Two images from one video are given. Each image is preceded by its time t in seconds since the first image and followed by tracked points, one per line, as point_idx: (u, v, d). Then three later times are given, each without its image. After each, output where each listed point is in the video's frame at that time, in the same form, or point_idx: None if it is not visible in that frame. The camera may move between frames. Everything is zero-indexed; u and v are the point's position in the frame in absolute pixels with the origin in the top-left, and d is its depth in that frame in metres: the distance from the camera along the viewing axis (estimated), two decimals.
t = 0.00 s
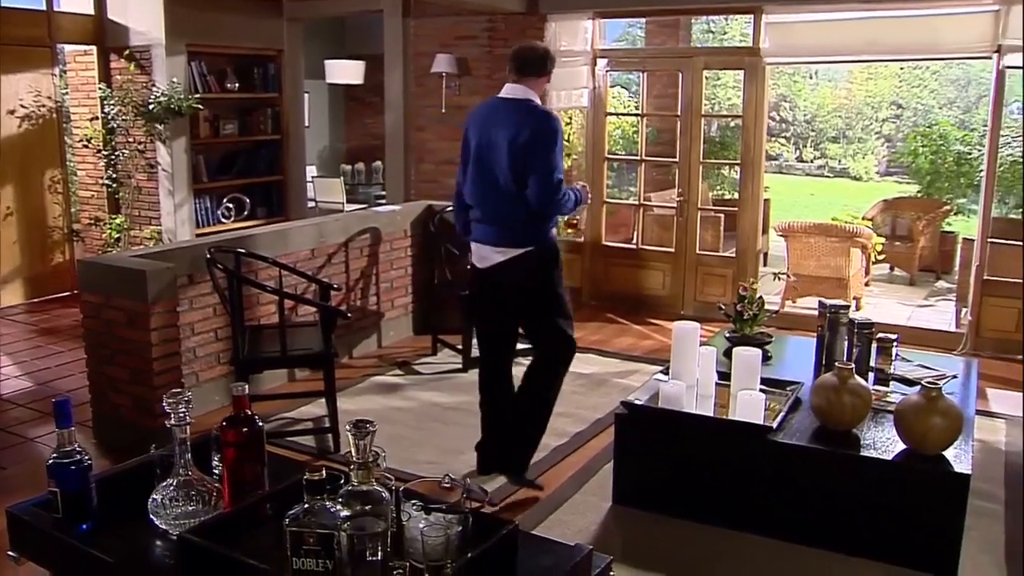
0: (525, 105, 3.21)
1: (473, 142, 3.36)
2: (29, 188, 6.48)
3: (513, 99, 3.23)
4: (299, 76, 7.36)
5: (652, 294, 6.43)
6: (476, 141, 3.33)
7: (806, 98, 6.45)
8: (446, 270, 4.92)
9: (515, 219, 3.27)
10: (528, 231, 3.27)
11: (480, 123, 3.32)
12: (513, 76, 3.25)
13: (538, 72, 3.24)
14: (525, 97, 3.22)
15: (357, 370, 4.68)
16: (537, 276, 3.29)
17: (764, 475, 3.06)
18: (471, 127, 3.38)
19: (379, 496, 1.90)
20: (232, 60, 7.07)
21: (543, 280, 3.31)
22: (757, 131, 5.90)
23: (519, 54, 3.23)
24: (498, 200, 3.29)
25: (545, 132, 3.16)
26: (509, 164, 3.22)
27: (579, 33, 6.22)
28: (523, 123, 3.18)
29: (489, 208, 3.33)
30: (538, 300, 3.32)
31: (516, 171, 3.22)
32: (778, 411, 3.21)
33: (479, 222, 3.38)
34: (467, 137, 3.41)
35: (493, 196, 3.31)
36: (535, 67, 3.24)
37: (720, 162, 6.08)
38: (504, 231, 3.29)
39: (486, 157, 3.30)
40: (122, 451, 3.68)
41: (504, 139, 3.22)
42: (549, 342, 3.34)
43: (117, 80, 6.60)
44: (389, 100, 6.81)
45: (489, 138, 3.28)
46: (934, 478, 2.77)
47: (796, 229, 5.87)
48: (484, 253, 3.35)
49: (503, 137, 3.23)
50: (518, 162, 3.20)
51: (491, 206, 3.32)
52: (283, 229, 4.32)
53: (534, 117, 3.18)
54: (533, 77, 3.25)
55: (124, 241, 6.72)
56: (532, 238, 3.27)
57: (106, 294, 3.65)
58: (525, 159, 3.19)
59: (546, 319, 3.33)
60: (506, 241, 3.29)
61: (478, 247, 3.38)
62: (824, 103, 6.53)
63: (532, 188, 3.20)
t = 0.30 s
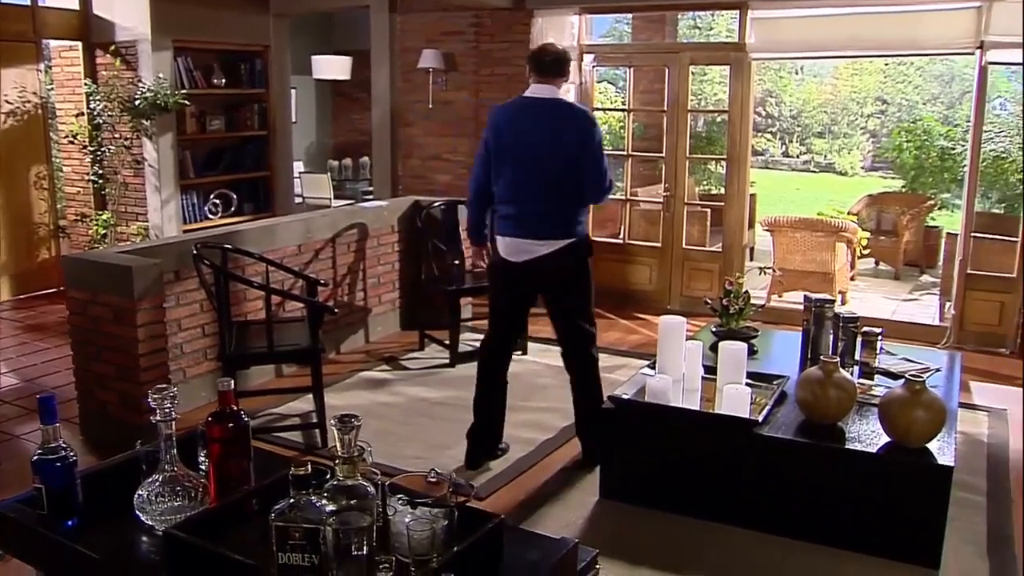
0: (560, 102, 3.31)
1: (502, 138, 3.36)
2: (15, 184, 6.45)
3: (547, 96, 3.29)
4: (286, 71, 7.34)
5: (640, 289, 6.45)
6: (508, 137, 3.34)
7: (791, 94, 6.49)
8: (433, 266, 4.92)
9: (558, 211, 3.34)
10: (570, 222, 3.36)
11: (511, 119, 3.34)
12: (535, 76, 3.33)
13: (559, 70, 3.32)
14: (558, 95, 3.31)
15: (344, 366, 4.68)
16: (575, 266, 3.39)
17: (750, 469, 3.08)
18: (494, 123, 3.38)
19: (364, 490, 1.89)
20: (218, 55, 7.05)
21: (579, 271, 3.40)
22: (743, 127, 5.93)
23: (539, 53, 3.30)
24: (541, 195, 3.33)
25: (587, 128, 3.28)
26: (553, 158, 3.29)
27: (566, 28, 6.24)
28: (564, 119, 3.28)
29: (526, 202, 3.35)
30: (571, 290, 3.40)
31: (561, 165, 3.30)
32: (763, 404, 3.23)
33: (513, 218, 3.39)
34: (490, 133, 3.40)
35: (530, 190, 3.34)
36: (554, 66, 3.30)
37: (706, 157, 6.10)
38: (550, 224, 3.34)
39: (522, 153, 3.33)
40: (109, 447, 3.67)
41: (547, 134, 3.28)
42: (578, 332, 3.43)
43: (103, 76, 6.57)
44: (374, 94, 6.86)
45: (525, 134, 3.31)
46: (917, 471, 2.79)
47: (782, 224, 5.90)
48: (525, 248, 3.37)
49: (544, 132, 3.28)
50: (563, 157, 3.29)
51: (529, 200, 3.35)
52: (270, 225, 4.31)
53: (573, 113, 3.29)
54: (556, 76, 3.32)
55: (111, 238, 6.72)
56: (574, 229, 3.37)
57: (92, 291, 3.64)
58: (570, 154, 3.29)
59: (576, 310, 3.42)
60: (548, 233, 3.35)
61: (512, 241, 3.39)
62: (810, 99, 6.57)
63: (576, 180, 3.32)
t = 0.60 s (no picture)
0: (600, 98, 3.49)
1: (550, 131, 3.49)
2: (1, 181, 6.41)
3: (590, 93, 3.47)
4: (274, 67, 7.33)
5: (629, 284, 6.46)
6: (555, 131, 3.48)
7: (780, 89, 6.47)
8: (422, 261, 4.92)
9: (602, 201, 3.53)
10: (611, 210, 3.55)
11: (557, 114, 3.48)
12: (574, 75, 3.53)
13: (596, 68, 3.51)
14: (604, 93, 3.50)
15: (333, 362, 4.68)
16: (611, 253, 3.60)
17: (739, 464, 3.09)
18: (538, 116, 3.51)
19: (351, 486, 1.88)
20: (206, 52, 7.03)
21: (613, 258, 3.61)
22: (731, 123, 5.95)
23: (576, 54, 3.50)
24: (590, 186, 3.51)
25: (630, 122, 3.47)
26: (604, 152, 3.47)
27: (553, 24, 6.19)
28: (613, 115, 3.46)
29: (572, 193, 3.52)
30: (604, 276, 3.59)
31: (606, 157, 3.48)
32: (751, 399, 3.25)
33: (560, 209, 3.54)
34: (533, 126, 3.52)
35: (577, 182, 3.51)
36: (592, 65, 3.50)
37: (694, 153, 6.11)
38: (597, 214, 3.54)
39: (569, 145, 3.49)
40: (97, 444, 3.66)
41: (595, 128, 3.45)
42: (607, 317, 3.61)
43: (89, 72, 6.54)
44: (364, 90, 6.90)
45: (572, 128, 3.47)
46: (904, 465, 2.81)
47: (770, 219, 5.90)
48: (570, 236, 3.56)
49: (592, 127, 3.45)
50: (610, 150, 3.47)
51: (575, 191, 3.52)
52: (259, 221, 4.31)
53: (616, 108, 3.47)
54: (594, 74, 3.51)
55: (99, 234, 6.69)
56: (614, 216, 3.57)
57: (79, 287, 3.64)
58: (616, 147, 3.47)
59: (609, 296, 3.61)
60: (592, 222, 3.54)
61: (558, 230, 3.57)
62: (797, 94, 6.55)
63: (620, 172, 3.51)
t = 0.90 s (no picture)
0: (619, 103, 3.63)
1: (575, 131, 3.59)
2: None
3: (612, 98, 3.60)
4: (264, 63, 7.32)
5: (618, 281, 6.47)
6: (580, 132, 3.59)
7: (769, 85, 6.39)
8: (413, 258, 4.92)
9: (622, 199, 3.65)
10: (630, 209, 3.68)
11: (581, 115, 3.60)
12: (597, 78, 3.62)
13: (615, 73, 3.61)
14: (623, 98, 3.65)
15: (324, 359, 4.68)
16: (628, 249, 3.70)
17: (729, 459, 3.10)
18: (562, 119, 3.61)
19: (341, 483, 1.89)
20: (196, 48, 7.02)
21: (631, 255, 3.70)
22: (721, 120, 5.95)
23: (598, 60, 3.59)
24: (613, 185, 3.63)
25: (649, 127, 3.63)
26: (626, 153, 3.61)
27: (544, 20, 6.17)
28: (634, 119, 3.61)
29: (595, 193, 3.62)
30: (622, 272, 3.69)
31: (628, 159, 3.62)
32: (741, 395, 3.26)
33: (583, 206, 3.64)
34: (558, 127, 3.61)
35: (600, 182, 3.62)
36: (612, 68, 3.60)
37: (685, 149, 6.13)
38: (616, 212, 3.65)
39: (593, 147, 3.60)
40: (85, 442, 3.65)
41: (618, 130, 3.58)
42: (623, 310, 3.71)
43: (78, 68, 6.52)
44: (354, 88, 6.80)
45: (596, 130, 3.58)
46: (893, 460, 2.83)
47: (759, 216, 5.95)
48: (591, 230, 3.64)
49: (614, 130, 3.59)
50: (632, 151, 3.62)
51: (598, 191, 3.63)
52: (249, 218, 4.30)
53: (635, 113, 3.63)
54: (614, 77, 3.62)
55: (88, 232, 6.67)
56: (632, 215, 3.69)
57: (68, 284, 3.63)
58: (637, 150, 3.62)
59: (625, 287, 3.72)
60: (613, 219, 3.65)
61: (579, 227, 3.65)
62: (787, 91, 6.51)
63: (639, 173, 3.65)
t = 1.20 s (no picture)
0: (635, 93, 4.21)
1: (589, 119, 4.20)
2: None
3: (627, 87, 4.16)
4: (253, 61, 7.30)
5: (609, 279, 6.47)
6: (592, 120, 4.19)
7: (759, 83, 6.56)
8: (403, 256, 4.92)
9: (632, 178, 4.21)
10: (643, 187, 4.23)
11: (596, 105, 4.18)
12: (611, 71, 4.18)
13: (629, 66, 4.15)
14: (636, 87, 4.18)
15: (315, 357, 4.68)
16: (642, 223, 4.28)
17: (720, 456, 3.11)
18: (581, 107, 4.23)
19: (330, 480, 1.88)
20: (185, 46, 7.00)
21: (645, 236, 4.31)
22: (711, 117, 5.99)
23: (613, 55, 4.15)
24: (624, 166, 4.20)
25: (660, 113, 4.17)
26: (634, 137, 4.17)
27: (534, 18, 6.17)
28: (642, 107, 4.15)
29: (609, 172, 4.20)
30: (640, 246, 4.30)
31: (640, 142, 4.18)
32: (731, 391, 3.27)
33: (597, 184, 4.23)
34: (574, 116, 4.24)
35: (614, 163, 4.20)
36: (626, 62, 4.15)
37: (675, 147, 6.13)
38: (626, 190, 4.22)
39: (606, 131, 4.19)
40: (75, 440, 3.64)
41: (626, 118, 4.15)
42: (641, 281, 4.34)
43: (67, 66, 6.49)
44: (344, 86, 7.01)
45: (611, 116, 4.16)
46: (883, 455, 2.84)
47: (750, 213, 5.93)
48: (604, 208, 4.22)
49: (628, 115, 4.16)
50: (640, 136, 4.17)
51: (611, 170, 4.20)
52: (239, 216, 4.30)
53: (647, 102, 4.17)
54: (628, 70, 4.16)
55: (78, 230, 6.65)
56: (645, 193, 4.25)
57: (57, 283, 3.62)
58: (648, 133, 4.17)
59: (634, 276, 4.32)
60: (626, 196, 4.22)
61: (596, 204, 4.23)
62: (777, 88, 6.57)
63: (650, 155, 4.19)
